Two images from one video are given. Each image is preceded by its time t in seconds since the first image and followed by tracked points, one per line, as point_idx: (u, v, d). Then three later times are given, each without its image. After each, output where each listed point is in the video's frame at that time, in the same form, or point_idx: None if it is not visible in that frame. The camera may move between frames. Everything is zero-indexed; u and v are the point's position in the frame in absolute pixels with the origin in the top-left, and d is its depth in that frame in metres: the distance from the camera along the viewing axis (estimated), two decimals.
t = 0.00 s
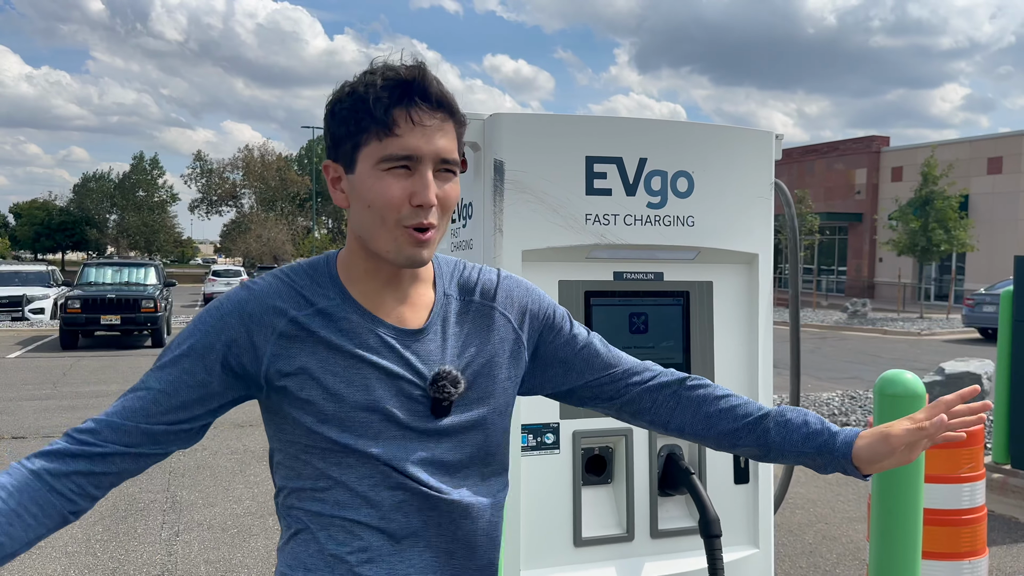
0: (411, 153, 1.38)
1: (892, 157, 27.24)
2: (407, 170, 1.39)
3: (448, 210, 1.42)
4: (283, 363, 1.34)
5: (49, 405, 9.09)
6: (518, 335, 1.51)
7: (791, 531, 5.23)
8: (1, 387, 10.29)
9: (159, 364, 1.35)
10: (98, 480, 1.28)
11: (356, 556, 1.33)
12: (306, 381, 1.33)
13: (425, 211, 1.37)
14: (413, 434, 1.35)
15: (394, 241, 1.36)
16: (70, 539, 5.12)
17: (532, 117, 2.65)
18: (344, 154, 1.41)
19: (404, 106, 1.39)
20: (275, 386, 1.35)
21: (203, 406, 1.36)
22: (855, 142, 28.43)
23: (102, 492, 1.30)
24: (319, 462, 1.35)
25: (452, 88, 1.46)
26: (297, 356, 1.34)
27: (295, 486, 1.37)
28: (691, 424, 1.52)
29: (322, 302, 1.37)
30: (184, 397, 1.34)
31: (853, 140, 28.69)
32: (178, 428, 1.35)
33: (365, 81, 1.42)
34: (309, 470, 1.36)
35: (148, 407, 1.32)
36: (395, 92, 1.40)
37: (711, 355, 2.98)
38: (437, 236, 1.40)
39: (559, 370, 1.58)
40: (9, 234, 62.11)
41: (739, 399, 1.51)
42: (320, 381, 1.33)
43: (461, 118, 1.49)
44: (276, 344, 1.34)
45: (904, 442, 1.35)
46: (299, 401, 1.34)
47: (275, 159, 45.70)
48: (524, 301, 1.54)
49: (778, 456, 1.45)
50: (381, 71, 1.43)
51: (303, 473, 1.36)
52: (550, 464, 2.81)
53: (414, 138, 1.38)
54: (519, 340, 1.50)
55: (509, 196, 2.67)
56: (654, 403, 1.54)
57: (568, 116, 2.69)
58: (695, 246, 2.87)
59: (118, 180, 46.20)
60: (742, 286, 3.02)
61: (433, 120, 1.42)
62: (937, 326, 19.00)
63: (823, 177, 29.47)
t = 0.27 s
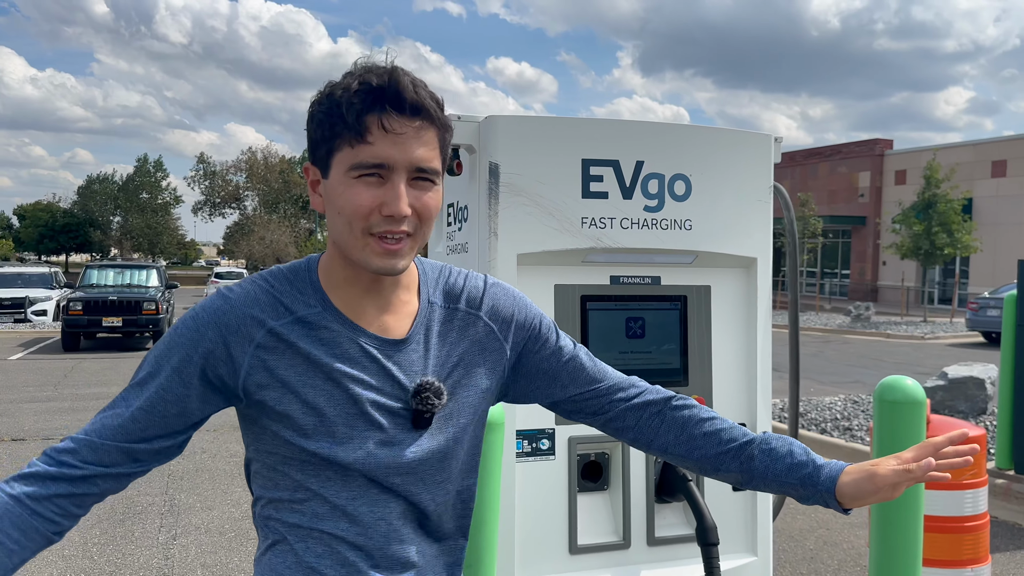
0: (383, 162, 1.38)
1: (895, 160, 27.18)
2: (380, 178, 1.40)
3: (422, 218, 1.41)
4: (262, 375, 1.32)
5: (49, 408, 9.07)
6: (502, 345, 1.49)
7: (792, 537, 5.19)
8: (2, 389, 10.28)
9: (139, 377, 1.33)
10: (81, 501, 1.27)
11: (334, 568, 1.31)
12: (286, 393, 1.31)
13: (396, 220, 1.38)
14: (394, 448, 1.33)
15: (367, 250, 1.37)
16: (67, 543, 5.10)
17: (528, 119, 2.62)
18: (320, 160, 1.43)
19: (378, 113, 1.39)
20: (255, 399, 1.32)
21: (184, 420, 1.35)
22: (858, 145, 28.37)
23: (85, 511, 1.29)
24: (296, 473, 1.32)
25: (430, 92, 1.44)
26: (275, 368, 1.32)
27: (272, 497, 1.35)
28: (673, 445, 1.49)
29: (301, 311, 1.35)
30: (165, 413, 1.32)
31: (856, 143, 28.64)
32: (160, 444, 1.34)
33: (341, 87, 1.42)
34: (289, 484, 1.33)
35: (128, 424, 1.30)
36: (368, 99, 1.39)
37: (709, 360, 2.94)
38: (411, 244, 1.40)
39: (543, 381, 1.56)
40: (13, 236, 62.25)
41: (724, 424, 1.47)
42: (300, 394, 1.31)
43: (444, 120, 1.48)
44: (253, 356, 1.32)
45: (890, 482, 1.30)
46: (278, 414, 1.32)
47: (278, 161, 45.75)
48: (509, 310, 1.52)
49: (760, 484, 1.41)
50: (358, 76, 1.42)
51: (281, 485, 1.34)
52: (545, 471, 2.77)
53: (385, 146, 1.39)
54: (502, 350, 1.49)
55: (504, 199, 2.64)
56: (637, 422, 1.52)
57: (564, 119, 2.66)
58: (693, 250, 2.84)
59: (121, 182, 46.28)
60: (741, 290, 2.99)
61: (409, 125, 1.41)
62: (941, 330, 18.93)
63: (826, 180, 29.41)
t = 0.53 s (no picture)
0: (366, 161, 1.36)
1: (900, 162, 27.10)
2: (363, 178, 1.37)
3: (406, 219, 1.39)
4: (243, 381, 1.30)
5: (52, 411, 9.07)
6: (490, 353, 1.47)
7: (795, 542, 5.15)
8: (5, 392, 10.28)
9: (120, 382, 1.32)
10: (55, 507, 1.27)
11: None
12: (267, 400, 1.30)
13: (379, 221, 1.35)
14: (376, 459, 1.31)
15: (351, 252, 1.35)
16: (66, 547, 5.08)
17: (524, 123, 2.59)
18: (303, 158, 1.41)
19: (361, 111, 1.36)
20: (235, 406, 1.31)
21: (163, 428, 1.33)
22: (863, 148, 28.29)
23: (59, 517, 1.28)
24: (277, 486, 1.32)
25: (416, 90, 1.41)
26: (255, 374, 1.30)
27: (252, 509, 1.34)
28: (664, 460, 1.47)
29: (283, 316, 1.33)
30: (141, 419, 1.30)
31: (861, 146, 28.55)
32: (138, 452, 1.32)
33: (325, 84, 1.40)
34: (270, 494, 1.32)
35: (104, 431, 1.29)
36: (352, 96, 1.37)
37: (708, 366, 2.91)
38: (396, 246, 1.38)
39: (532, 390, 1.54)
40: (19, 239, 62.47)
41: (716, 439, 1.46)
42: (282, 401, 1.30)
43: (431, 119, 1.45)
44: (233, 362, 1.30)
45: (884, 499, 1.28)
46: (259, 421, 1.31)
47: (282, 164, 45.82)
48: (499, 318, 1.49)
49: (751, 500, 1.41)
50: (342, 73, 1.40)
51: (261, 497, 1.33)
52: (542, 478, 2.74)
53: (369, 144, 1.36)
54: (491, 359, 1.47)
55: (500, 204, 2.61)
56: (628, 435, 1.50)
57: (560, 122, 2.63)
58: (692, 255, 2.81)
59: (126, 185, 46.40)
60: (740, 296, 2.96)
61: (394, 124, 1.39)
62: (946, 333, 18.85)
63: (830, 183, 29.33)
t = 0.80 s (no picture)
0: (366, 159, 1.36)
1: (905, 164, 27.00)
2: (360, 176, 1.37)
3: (399, 220, 1.39)
4: (226, 386, 1.30)
5: (56, 414, 9.08)
6: (478, 357, 1.47)
7: (798, 546, 5.11)
8: (10, 395, 10.31)
9: (101, 388, 1.32)
10: (37, 513, 1.27)
11: None
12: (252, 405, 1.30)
13: (376, 220, 1.35)
14: (361, 465, 1.32)
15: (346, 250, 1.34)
16: (68, 550, 5.08)
17: (521, 124, 2.58)
18: (296, 154, 1.39)
19: (360, 109, 1.36)
20: (220, 411, 1.32)
21: (145, 433, 1.33)
22: (868, 150, 28.20)
23: (41, 524, 1.28)
24: (262, 493, 1.32)
25: (412, 92, 1.42)
26: (238, 379, 1.31)
27: (237, 515, 1.34)
28: (655, 467, 1.46)
29: (267, 320, 1.34)
30: (123, 424, 1.31)
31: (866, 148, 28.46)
32: (120, 458, 1.33)
33: (322, 80, 1.39)
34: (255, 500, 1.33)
35: (86, 437, 1.29)
36: (351, 94, 1.37)
37: (707, 369, 2.89)
38: (389, 247, 1.38)
39: (521, 394, 1.53)
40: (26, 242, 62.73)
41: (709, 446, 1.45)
42: (266, 407, 1.30)
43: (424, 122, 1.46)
44: (216, 367, 1.30)
45: (876, 511, 1.27)
46: (244, 427, 1.31)
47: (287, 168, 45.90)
48: (488, 323, 1.49)
49: (742, 509, 1.39)
50: (340, 70, 1.40)
51: (246, 503, 1.33)
52: (539, 482, 2.73)
53: (367, 143, 1.36)
54: (480, 365, 1.46)
55: (497, 206, 2.60)
56: (619, 441, 1.49)
57: (557, 123, 2.62)
58: (690, 257, 2.79)
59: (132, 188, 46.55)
60: (739, 298, 2.94)
61: (391, 123, 1.39)
62: (952, 336, 18.76)
63: (836, 185, 29.25)
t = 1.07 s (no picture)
0: (365, 167, 1.35)
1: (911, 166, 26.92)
2: (359, 184, 1.36)
3: (398, 227, 1.39)
4: (223, 395, 1.30)
5: (62, 418, 9.09)
6: (476, 359, 1.46)
7: (804, 550, 5.08)
8: (16, 400, 10.33)
9: (97, 399, 1.31)
10: (37, 525, 1.27)
11: None
12: (248, 413, 1.30)
13: (376, 228, 1.35)
14: (360, 472, 1.31)
15: (346, 258, 1.34)
16: (73, 554, 5.08)
17: (522, 127, 2.57)
18: (293, 162, 1.38)
19: (359, 116, 1.36)
20: (216, 420, 1.31)
21: (142, 443, 1.33)
22: (874, 151, 28.13)
23: (41, 535, 1.28)
24: (261, 501, 1.31)
25: (410, 98, 1.42)
26: (234, 387, 1.30)
27: (236, 523, 1.33)
28: (654, 471, 1.44)
29: (263, 326, 1.33)
30: (120, 434, 1.30)
31: (872, 150, 28.38)
32: (118, 468, 1.32)
33: (319, 87, 1.38)
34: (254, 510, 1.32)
35: (83, 448, 1.29)
36: (350, 101, 1.36)
37: (711, 371, 2.87)
38: (388, 254, 1.38)
39: (520, 399, 1.52)
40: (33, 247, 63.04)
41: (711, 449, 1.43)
42: (263, 415, 1.29)
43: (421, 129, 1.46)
44: (211, 376, 1.30)
45: (879, 517, 1.25)
46: (241, 436, 1.30)
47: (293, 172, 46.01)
48: (486, 326, 1.48)
49: (743, 513, 1.37)
50: (337, 77, 1.39)
51: (246, 510, 1.33)
52: (542, 485, 2.71)
53: (366, 150, 1.35)
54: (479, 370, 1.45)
55: (498, 209, 2.59)
56: (620, 445, 1.48)
57: (559, 125, 2.61)
58: (694, 260, 2.78)
59: (138, 193, 46.72)
60: (743, 300, 2.92)
61: (390, 130, 1.39)
62: (959, 337, 18.67)
63: (842, 187, 29.17)
